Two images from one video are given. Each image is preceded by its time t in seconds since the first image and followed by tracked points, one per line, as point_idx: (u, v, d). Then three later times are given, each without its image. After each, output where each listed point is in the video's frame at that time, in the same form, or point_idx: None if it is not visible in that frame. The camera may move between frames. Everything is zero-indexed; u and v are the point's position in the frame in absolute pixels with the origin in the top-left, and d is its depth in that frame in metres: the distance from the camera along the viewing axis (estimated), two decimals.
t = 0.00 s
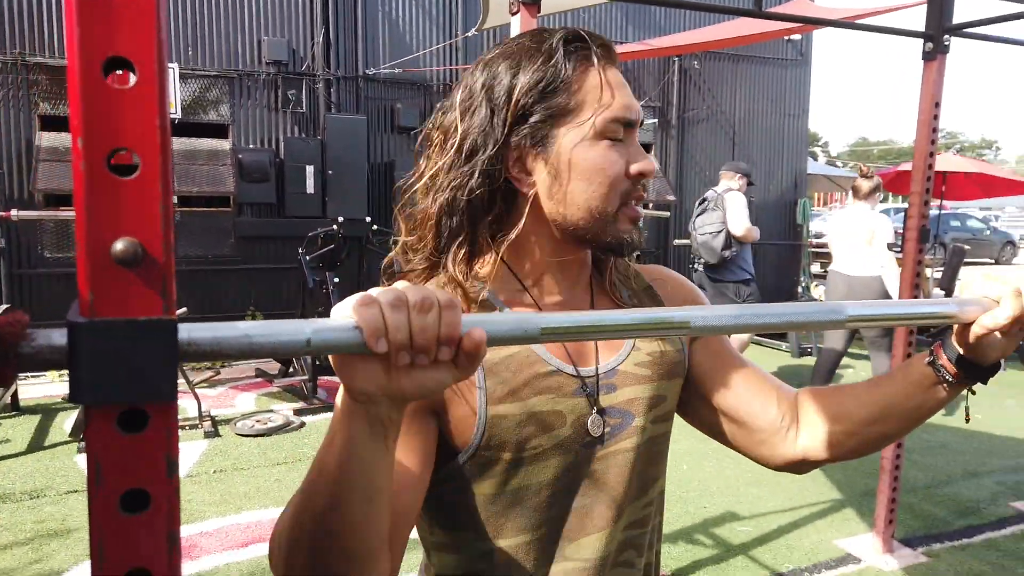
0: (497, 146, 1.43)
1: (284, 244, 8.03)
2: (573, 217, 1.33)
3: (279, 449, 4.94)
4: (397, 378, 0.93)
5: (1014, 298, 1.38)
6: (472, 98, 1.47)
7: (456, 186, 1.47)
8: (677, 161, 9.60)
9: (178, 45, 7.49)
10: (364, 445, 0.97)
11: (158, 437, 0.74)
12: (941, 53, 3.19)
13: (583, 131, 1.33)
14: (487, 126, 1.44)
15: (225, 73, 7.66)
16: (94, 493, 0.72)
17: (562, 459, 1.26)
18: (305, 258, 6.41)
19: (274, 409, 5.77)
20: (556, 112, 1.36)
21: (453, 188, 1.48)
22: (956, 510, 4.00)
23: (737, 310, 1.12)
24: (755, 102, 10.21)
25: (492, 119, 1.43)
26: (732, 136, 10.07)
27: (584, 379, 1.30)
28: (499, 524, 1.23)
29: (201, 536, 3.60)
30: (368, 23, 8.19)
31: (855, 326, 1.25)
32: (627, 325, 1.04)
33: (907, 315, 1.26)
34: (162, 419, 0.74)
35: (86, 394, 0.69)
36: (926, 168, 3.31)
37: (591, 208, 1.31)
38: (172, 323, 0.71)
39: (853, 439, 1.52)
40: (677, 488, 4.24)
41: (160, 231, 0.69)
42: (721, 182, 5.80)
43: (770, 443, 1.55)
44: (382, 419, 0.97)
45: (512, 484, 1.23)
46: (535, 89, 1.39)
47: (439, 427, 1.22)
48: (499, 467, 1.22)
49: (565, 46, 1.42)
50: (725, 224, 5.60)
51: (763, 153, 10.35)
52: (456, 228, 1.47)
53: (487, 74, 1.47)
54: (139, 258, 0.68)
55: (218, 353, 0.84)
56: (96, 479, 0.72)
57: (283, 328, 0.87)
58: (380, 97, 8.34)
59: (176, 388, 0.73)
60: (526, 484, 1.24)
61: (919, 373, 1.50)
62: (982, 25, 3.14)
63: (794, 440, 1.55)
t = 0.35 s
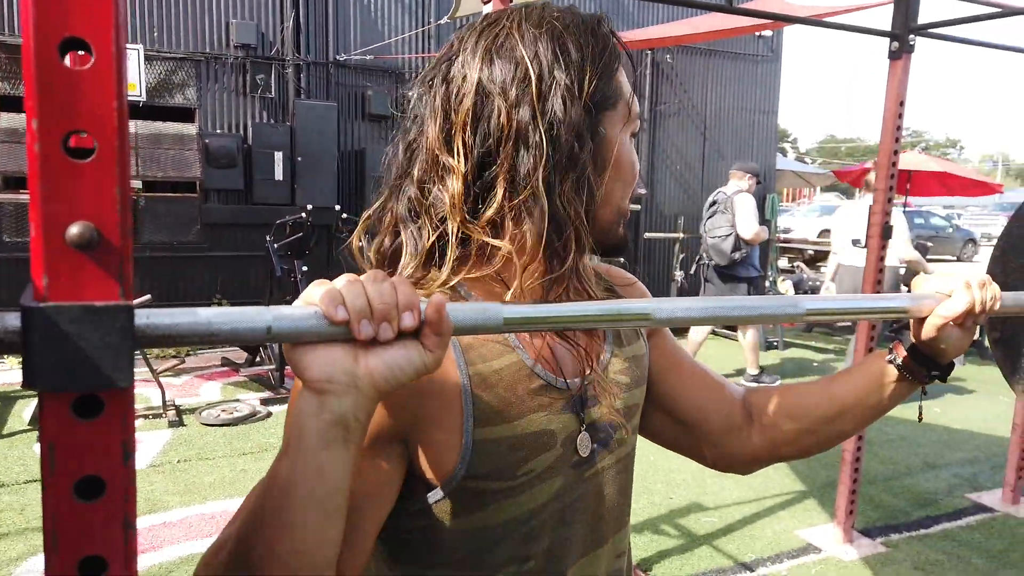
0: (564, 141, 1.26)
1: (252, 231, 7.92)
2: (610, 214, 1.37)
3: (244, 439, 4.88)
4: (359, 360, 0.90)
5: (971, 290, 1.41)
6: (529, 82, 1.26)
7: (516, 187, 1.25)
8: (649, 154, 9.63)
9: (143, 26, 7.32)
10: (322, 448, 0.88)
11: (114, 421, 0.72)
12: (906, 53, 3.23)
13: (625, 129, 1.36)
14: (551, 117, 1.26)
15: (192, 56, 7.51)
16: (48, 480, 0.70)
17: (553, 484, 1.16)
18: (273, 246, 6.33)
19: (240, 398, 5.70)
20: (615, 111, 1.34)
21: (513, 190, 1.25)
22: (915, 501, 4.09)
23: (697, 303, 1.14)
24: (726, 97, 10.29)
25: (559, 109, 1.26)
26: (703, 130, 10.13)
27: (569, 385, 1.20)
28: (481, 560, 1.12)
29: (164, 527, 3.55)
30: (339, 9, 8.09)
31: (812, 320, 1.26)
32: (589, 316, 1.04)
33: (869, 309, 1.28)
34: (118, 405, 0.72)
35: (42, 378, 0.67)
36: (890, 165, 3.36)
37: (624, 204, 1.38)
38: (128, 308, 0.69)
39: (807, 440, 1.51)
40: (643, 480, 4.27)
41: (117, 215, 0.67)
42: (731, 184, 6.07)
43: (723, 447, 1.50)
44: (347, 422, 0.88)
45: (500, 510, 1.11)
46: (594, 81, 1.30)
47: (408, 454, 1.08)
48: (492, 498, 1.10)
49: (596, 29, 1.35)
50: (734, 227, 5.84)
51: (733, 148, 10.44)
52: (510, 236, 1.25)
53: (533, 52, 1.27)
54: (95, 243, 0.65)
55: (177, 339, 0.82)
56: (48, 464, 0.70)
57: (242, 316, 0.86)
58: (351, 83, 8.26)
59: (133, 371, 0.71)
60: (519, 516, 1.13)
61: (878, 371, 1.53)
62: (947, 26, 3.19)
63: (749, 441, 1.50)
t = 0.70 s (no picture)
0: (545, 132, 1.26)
1: (235, 228, 7.86)
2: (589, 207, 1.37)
3: (228, 437, 4.85)
4: (347, 364, 0.89)
5: (957, 294, 1.43)
6: (510, 74, 1.25)
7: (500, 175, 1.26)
8: (635, 153, 9.65)
9: (125, 20, 7.23)
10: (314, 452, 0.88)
11: (95, 425, 0.70)
12: (889, 55, 3.26)
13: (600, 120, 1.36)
14: (534, 107, 1.26)
15: (175, 51, 7.43)
16: (28, 482, 0.68)
17: (538, 470, 1.16)
18: (257, 243, 6.29)
19: (224, 397, 5.66)
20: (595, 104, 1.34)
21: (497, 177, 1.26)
22: (896, 499, 4.13)
23: (685, 303, 1.14)
24: (712, 97, 10.34)
25: (541, 100, 1.26)
26: (689, 130, 10.17)
27: (553, 374, 1.21)
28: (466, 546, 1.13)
29: (146, 526, 3.52)
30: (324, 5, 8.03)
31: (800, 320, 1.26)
32: (574, 316, 1.04)
33: (854, 309, 1.29)
34: (100, 406, 0.70)
35: (23, 378, 0.66)
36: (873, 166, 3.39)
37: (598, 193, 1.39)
38: (110, 308, 0.68)
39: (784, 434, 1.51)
40: (628, 478, 4.28)
41: (99, 212, 0.65)
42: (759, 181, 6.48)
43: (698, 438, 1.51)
44: (335, 425, 0.88)
45: (490, 496, 1.12)
46: (574, 72, 1.30)
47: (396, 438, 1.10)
48: (479, 484, 1.11)
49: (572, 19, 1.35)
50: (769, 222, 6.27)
51: (718, 148, 10.49)
52: (495, 221, 1.27)
53: (513, 43, 1.27)
54: (77, 242, 0.64)
55: (163, 339, 0.81)
56: (29, 467, 0.69)
57: (229, 316, 0.85)
58: (336, 80, 8.22)
59: (115, 370, 0.69)
60: (506, 501, 1.14)
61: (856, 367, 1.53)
62: (929, 28, 3.22)
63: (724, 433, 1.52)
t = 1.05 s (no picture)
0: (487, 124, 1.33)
1: (229, 229, 7.82)
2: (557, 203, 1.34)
3: (222, 439, 4.83)
4: (357, 373, 0.89)
5: (966, 296, 1.42)
6: (459, 80, 1.35)
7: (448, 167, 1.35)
8: (629, 154, 9.66)
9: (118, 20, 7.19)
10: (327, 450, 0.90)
11: (104, 431, 0.69)
12: (885, 57, 3.27)
13: (565, 117, 1.34)
14: (479, 102, 1.33)
15: (168, 51, 7.40)
16: (35, 487, 0.67)
17: (529, 436, 1.20)
18: (251, 243, 6.25)
19: (218, 398, 5.63)
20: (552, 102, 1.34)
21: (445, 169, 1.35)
22: (891, 499, 4.14)
23: (693, 305, 1.13)
24: (705, 98, 10.35)
25: (485, 96, 1.33)
26: (683, 131, 10.19)
27: (544, 351, 1.27)
28: (462, 505, 1.16)
29: (140, 529, 3.50)
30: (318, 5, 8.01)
31: (807, 322, 1.26)
32: (581, 320, 1.03)
33: (859, 312, 1.28)
34: (108, 408, 0.69)
35: (29, 384, 0.64)
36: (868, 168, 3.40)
37: (568, 191, 1.34)
38: (119, 311, 0.67)
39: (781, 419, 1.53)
40: (624, 479, 4.28)
41: (108, 214, 0.64)
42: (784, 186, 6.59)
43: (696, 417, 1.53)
44: (347, 425, 0.89)
45: (487, 459, 1.16)
46: (526, 70, 1.33)
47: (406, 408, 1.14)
48: (476, 449, 1.15)
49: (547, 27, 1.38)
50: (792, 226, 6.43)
51: (711, 150, 10.50)
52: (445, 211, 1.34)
53: (468, 54, 1.36)
54: (85, 243, 0.63)
55: (169, 342, 0.80)
56: (36, 472, 0.67)
57: (235, 320, 0.83)
58: (331, 80, 8.20)
59: (124, 373, 0.68)
60: (502, 465, 1.18)
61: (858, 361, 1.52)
62: (925, 30, 3.23)
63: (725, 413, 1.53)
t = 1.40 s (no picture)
0: (456, 132, 1.68)
1: (228, 230, 7.81)
2: (501, 194, 1.51)
3: (222, 440, 4.82)
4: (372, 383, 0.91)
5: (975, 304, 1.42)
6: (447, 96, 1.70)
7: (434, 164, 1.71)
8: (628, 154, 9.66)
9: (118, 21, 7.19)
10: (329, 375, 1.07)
11: (126, 434, 0.69)
12: (886, 58, 3.28)
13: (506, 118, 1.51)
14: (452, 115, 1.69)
15: (167, 51, 7.39)
16: (59, 492, 0.67)
17: (509, 406, 1.36)
18: (251, 244, 6.24)
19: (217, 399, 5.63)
20: (493, 105, 1.56)
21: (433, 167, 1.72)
22: (891, 500, 4.14)
23: (707, 309, 1.13)
24: (704, 99, 10.35)
25: (453, 109, 1.68)
26: (682, 132, 10.19)
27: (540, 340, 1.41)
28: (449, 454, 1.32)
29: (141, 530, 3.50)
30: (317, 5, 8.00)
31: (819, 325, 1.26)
32: (598, 322, 1.03)
33: (868, 315, 1.28)
34: (131, 411, 0.69)
35: (54, 390, 0.65)
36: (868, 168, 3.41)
37: (509, 187, 1.49)
38: (142, 316, 0.67)
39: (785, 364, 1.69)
40: (625, 479, 4.29)
41: (131, 218, 0.65)
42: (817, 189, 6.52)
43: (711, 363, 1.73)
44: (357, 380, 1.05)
45: (471, 414, 1.33)
46: (480, 86, 1.61)
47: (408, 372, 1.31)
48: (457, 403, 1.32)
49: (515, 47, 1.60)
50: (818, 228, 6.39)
51: (710, 151, 10.51)
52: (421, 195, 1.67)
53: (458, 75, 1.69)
54: (109, 247, 0.64)
55: (186, 347, 0.80)
56: (59, 477, 0.67)
57: (252, 324, 0.84)
58: (330, 81, 8.19)
59: (146, 377, 0.68)
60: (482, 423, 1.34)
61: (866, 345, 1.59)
62: (926, 32, 3.24)
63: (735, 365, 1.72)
